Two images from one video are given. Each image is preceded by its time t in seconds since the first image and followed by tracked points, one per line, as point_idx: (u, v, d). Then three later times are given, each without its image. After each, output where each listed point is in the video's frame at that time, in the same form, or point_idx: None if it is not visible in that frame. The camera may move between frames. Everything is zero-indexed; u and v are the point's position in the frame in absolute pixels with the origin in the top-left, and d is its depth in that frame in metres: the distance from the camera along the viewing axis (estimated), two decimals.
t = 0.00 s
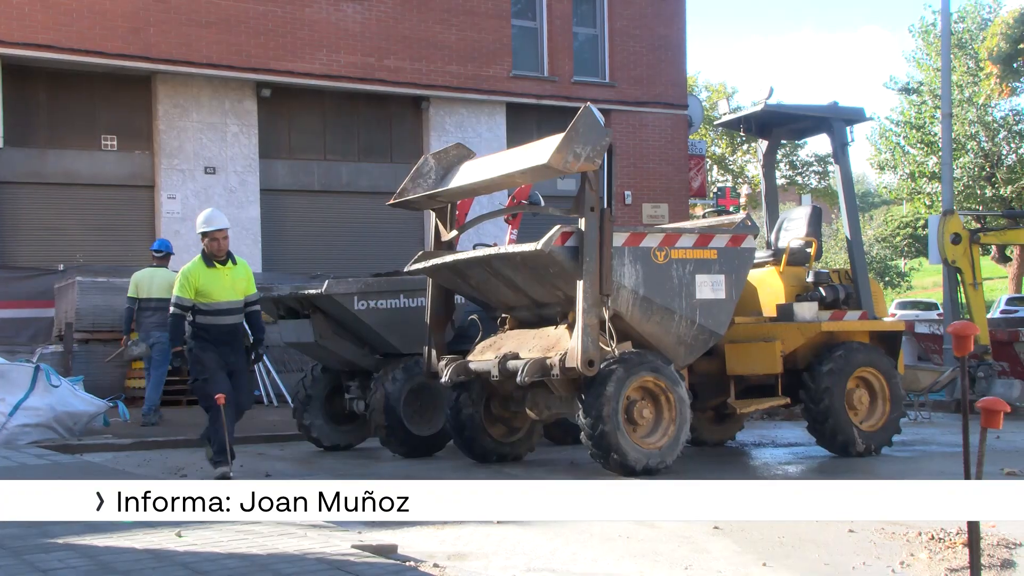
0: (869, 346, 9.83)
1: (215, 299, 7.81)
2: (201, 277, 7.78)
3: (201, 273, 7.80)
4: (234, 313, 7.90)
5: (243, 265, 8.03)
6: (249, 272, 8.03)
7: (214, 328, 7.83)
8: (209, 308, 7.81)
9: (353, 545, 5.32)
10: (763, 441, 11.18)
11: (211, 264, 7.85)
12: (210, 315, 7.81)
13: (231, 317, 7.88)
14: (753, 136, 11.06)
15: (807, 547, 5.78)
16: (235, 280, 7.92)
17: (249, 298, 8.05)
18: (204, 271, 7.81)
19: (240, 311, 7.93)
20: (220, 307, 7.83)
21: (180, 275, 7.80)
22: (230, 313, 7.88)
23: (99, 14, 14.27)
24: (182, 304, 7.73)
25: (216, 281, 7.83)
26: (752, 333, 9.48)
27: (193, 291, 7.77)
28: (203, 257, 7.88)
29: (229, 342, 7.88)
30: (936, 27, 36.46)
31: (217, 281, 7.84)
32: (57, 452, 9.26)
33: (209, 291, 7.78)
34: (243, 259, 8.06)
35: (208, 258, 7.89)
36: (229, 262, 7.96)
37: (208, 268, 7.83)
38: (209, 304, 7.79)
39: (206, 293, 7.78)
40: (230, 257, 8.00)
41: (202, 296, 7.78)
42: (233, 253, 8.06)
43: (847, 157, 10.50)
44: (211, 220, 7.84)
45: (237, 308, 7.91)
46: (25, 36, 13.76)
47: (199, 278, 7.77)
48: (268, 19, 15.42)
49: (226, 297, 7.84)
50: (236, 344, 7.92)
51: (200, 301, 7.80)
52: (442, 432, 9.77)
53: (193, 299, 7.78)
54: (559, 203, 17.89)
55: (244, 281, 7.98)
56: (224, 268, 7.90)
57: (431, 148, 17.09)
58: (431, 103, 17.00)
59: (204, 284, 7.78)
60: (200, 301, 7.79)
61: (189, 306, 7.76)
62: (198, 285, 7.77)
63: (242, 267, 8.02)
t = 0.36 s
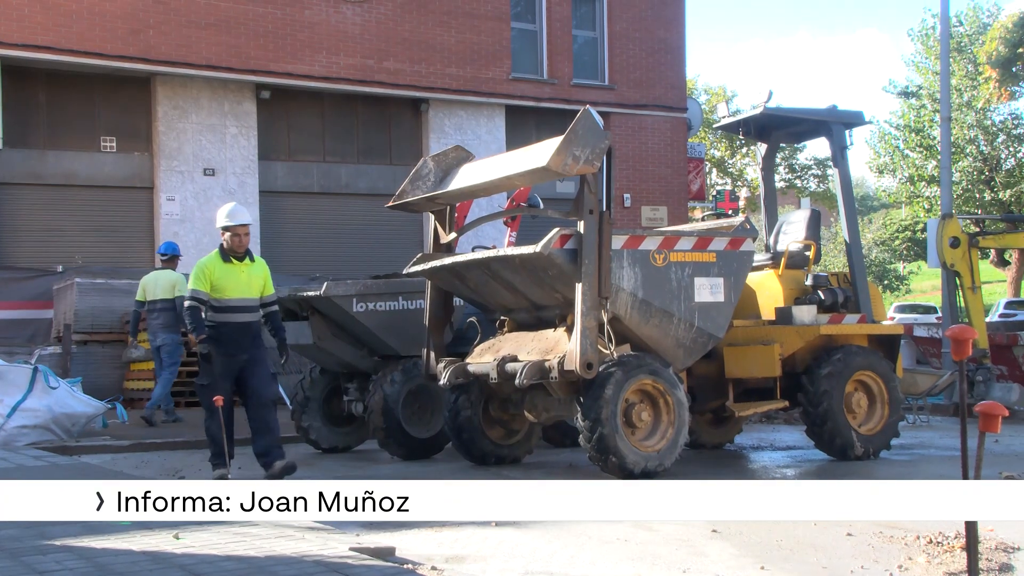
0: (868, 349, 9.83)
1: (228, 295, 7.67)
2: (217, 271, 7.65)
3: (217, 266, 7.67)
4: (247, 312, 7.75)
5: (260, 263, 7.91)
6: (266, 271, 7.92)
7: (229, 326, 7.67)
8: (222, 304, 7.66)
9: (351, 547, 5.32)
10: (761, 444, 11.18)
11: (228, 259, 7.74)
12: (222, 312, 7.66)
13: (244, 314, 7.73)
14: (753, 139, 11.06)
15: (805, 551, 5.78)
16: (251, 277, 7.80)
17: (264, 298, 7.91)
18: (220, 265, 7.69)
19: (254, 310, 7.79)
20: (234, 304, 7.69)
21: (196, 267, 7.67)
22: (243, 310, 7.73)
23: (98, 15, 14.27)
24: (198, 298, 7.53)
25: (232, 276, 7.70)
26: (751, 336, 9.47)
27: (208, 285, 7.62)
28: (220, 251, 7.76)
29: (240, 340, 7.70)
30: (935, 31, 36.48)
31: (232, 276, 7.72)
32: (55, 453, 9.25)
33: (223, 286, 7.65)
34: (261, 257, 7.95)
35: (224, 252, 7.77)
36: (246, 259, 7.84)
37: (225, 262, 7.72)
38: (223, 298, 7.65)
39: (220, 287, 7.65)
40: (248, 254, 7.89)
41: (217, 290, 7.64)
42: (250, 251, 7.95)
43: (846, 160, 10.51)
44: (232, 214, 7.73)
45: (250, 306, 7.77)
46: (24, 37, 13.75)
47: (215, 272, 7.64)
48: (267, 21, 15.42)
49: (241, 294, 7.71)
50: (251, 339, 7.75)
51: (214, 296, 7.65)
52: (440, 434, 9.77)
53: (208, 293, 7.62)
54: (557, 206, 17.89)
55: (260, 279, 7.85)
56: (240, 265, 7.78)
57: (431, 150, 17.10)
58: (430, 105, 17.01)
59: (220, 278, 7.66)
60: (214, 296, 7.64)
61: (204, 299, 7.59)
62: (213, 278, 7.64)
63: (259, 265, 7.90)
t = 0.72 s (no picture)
0: (865, 350, 9.84)
1: (256, 290, 7.35)
2: (246, 265, 7.34)
3: (246, 260, 7.36)
4: (274, 309, 7.43)
5: (292, 260, 7.58)
6: (298, 269, 7.58)
7: (253, 323, 7.36)
8: (249, 299, 7.35)
9: (347, 547, 5.32)
10: (759, 445, 11.18)
11: (259, 253, 7.42)
12: (249, 307, 7.34)
13: (271, 311, 7.40)
14: (750, 139, 11.05)
15: (802, 551, 5.78)
16: (281, 273, 7.47)
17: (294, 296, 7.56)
18: (250, 259, 7.38)
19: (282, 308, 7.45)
20: (261, 300, 7.37)
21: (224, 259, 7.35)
22: (270, 307, 7.40)
23: (96, 14, 14.25)
24: (222, 291, 7.25)
25: (261, 272, 7.38)
26: (748, 336, 9.49)
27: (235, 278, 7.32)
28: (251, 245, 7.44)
29: (266, 339, 7.39)
30: (933, 32, 36.50)
31: (262, 271, 7.40)
32: (52, 452, 9.25)
33: (251, 280, 7.32)
34: (294, 253, 7.62)
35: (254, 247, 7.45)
36: (278, 254, 7.52)
37: (255, 257, 7.40)
38: (248, 294, 7.34)
39: (248, 282, 7.33)
40: (279, 249, 7.56)
41: (244, 285, 7.33)
42: (283, 246, 7.63)
43: (843, 161, 10.53)
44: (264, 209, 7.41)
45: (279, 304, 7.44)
46: (22, 36, 13.74)
47: (243, 266, 7.33)
48: (265, 20, 15.42)
49: (269, 290, 7.38)
50: (278, 339, 7.43)
51: (240, 290, 7.34)
52: (438, 433, 9.77)
53: (234, 286, 7.32)
54: (555, 206, 17.89)
55: (291, 276, 7.52)
56: (271, 260, 7.46)
57: (429, 150, 17.11)
58: (428, 105, 17.01)
59: (248, 272, 7.34)
60: (241, 290, 7.34)
61: (229, 293, 7.29)
62: (242, 272, 7.33)
63: (291, 261, 7.57)
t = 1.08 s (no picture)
0: (859, 351, 9.85)
1: (271, 291, 7.41)
2: (256, 268, 7.39)
3: (257, 263, 7.41)
4: (291, 308, 7.49)
5: (304, 256, 7.63)
6: (312, 265, 7.65)
7: (271, 325, 7.42)
8: (265, 300, 7.41)
9: (341, 548, 5.32)
10: (753, 446, 11.20)
11: (269, 253, 7.46)
12: (265, 308, 7.40)
13: (289, 312, 7.46)
14: (745, 141, 11.08)
15: (795, 552, 5.79)
16: (294, 271, 7.53)
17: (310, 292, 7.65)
18: (261, 261, 7.43)
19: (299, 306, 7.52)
20: (277, 300, 7.43)
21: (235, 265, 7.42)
22: (287, 306, 7.46)
23: (91, 14, 14.23)
24: (235, 296, 7.31)
25: (273, 272, 7.43)
26: (743, 338, 9.50)
27: (247, 281, 7.39)
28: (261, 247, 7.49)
29: (285, 341, 7.44)
30: (928, 35, 36.55)
31: (274, 271, 7.45)
32: (46, 454, 9.23)
33: (265, 281, 7.40)
34: (305, 249, 7.66)
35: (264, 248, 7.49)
36: (290, 252, 7.57)
37: (265, 258, 7.45)
38: (263, 296, 7.41)
39: (261, 284, 7.40)
40: (292, 247, 7.61)
41: (257, 288, 7.40)
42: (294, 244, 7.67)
43: (837, 163, 10.51)
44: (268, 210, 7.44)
45: (296, 302, 7.50)
46: (17, 36, 13.71)
47: (253, 268, 7.39)
48: (260, 21, 15.40)
49: (283, 289, 7.44)
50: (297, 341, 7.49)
51: (254, 293, 7.42)
52: (432, 435, 9.77)
53: (247, 290, 7.39)
54: (550, 208, 17.90)
55: (304, 273, 7.58)
56: (282, 259, 7.49)
57: (424, 151, 17.12)
58: (424, 106, 17.01)
59: (260, 274, 7.40)
60: (255, 293, 7.41)
61: (242, 298, 7.35)
62: (254, 275, 7.40)
63: (304, 258, 7.62)
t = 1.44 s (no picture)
0: (853, 355, 9.87)
1: (280, 290, 7.05)
2: (264, 266, 7.00)
3: (265, 261, 7.01)
4: (302, 306, 7.14)
5: (312, 250, 7.23)
6: (320, 259, 7.27)
7: (282, 324, 7.08)
8: (275, 300, 7.06)
9: (335, 552, 5.31)
10: (747, 449, 11.20)
11: (277, 251, 7.05)
12: (275, 308, 7.07)
13: (300, 311, 7.11)
14: (739, 145, 11.10)
15: (789, 556, 5.80)
16: (304, 268, 7.15)
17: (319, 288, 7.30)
18: (268, 259, 7.03)
19: (310, 304, 7.17)
20: (287, 299, 7.08)
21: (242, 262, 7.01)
22: (298, 306, 7.11)
23: (84, 16, 14.21)
24: (244, 297, 6.93)
25: (281, 270, 7.04)
26: (737, 341, 9.55)
27: (256, 281, 7.00)
28: (268, 243, 7.08)
29: (297, 342, 7.09)
30: (921, 39, 36.65)
31: (283, 269, 7.06)
32: (39, 456, 9.20)
33: (274, 281, 7.01)
34: (313, 242, 7.25)
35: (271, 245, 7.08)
36: (298, 247, 7.16)
37: (272, 255, 7.05)
38: (272, 295, 7.05)
39: (270, 283, 7.02)
40: (299, 240, 7.20)
41: (266, 287, 7.02)
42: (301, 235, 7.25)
43: (831, 167, 10.55)
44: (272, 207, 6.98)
45: (307, 300, 7.16)
46: (10, 38, 13.69)
47: (261, 267, 6.99)
48: (255, 23, 15.39)
49: (294, 288, 7.07)
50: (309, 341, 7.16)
51: (263, 292, 7.05)
52: (426, 438, 9.77)
53: (256, 290, 7.01)
54: (545, 211, 17.91)
55: (313, 269, 7.21)
56: (290, 257, 7.09)
57: (419, 154, 17.12)
58: (418, 109, 17.01)
59: (269, 273, 7.01)
60: (264, 292, 7.04)
61: (251, 299, 6.98)
62: (263, 274, 7.00)
63: (312, 252, 7.23)
